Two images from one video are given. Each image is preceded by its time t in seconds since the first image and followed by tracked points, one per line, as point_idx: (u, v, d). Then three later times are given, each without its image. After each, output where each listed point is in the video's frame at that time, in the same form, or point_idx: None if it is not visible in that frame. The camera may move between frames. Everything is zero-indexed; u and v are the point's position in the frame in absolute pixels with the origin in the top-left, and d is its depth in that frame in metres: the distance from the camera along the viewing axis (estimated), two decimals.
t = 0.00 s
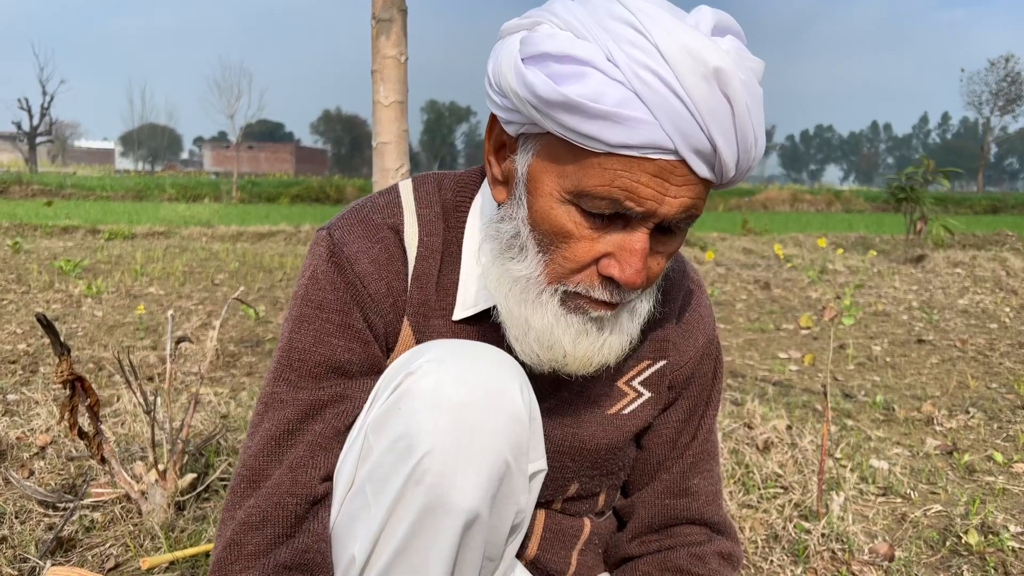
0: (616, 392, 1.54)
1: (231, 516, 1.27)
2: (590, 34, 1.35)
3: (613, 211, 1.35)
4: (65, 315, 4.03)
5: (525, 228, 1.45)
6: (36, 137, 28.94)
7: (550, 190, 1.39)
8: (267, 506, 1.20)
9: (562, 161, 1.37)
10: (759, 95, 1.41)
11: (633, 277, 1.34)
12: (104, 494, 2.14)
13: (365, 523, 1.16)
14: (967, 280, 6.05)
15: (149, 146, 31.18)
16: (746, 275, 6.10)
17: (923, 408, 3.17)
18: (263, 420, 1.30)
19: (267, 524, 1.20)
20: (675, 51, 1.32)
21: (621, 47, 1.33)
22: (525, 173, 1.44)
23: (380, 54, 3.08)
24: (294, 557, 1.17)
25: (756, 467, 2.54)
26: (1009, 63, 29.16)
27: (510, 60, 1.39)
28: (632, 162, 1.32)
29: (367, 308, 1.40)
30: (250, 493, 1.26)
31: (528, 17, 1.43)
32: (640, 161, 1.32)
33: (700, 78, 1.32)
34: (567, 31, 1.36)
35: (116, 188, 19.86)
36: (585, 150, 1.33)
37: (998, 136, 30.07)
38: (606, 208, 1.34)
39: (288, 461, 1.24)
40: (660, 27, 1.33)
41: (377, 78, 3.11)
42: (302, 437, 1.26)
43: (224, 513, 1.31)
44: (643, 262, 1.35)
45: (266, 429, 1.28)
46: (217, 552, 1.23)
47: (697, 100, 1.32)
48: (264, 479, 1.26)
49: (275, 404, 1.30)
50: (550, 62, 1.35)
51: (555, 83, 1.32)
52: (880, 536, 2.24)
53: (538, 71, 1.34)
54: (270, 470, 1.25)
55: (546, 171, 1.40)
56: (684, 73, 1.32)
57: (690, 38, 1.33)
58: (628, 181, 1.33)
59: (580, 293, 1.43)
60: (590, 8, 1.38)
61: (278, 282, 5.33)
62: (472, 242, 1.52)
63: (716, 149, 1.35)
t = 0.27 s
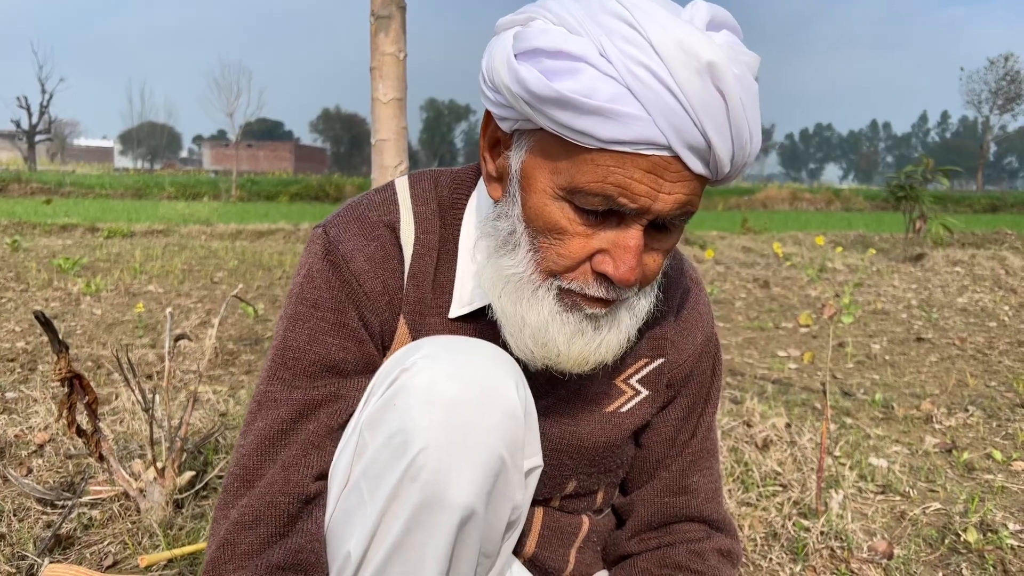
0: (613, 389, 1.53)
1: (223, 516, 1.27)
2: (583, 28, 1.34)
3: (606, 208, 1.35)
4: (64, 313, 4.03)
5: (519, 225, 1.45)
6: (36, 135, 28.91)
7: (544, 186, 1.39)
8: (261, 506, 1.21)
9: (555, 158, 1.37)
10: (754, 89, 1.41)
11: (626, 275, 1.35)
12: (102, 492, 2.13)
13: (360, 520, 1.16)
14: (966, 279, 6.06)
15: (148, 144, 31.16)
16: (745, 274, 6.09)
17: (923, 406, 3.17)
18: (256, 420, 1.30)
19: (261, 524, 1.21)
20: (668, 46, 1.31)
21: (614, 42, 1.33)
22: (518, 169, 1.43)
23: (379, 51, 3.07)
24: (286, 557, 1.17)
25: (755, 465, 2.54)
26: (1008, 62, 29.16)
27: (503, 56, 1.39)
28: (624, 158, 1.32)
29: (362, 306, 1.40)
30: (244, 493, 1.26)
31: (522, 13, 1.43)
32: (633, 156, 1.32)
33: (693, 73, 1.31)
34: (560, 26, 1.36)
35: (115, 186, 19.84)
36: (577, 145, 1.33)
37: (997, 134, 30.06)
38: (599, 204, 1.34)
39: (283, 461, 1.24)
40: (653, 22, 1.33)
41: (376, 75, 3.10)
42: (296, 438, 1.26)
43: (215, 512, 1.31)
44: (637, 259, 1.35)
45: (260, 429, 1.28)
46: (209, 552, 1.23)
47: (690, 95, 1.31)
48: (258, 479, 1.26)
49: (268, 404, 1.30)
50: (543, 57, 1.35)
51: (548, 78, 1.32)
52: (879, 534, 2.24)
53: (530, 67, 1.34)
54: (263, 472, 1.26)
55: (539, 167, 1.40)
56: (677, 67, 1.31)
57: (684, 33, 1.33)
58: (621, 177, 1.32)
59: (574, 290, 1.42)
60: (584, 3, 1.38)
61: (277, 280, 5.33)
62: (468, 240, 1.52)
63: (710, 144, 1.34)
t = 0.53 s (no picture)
0: (611, 387, 1.53)
1: (219, 512, 1.27)
2: (578, 26, 1.34)
3: (602, 205, 1.35)
4: (63, 311, 4.02)
5: (516, 223, 1.45)
6: (35, 133, 28.89)
7: (540, 184, 1.39)
8: (255, 504, 1.21)
9: (550, 155, 1.37)
10: (750, 85, 1.41)
11: (622, 273, 1.35)
12: (101, 490, 2.13)
13: (357, 518, 1.16)
14: (965, 278, 6.06)
15: (147, 143, 31.14)
16: (744, 273, 6.09)
17: (921, 405, 3.17)
18: (252, 417, 1.29)
19: (255, 522, 1.21)
20: (662, 42, 1.31)
21: (609, 39, 1.32)
22: (514, 167, 1.43)
23: (378, 49, 3.07)
24: (282, 555, 1.18)
25: (754, 463, 2.54)
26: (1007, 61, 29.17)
27: (499, 54, 1.38)
28: (620, 155, 1.32)
29: (360, 304, 1.39)
30: (239, 491, 1.26)
31: (517, 10, 1.42)
32: (629, 153, 1.32)
33: (688, 69, 1.31)
34: (555, 23, 1.36)
35: (113, 184, 19.82)
36: (573, 143, 1.33)
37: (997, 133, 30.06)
38: (595, 201, 1.34)
39: (278, 458, 1.24)
40: (648, 18, 1.33)
41: (375, 73, 3.10)
42: (291, 436, 1.26)
43: (211, 509, 1.30)
44: (633, 258, 1.35)
45: (255, 426, 1.27)
46: (205, 549, 1.23)
47: (685, 91, 1.31)
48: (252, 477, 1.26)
49: (265, 401, 1.29)
50: (538, 55, 1.35)
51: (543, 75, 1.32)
52: (877, 532, 2.24)
53: (525, 64, 1.34)
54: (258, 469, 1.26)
55: (535, 165, 1.40)
56: (671, 64, 1.31)
57: (679, 29, 1.33)
58: (616, 174, 1.32)
59: (571, 289, 1.42)
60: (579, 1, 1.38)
61: (277, 279, 5.32)
62: (465, 238, 1.52)
63: (706, 140, 1.34)
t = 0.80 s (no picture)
0: (610, 386, 1.53)
1: (214, 509, 1.27)
2: (574, 26, 1.34)
3: (601, 205, 1.34)
4: (61, 310, 4.02)
5: (515, 225, 1.45)
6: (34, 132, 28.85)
7: (538, 185, 1.39)
8: (250, 502, 1.21)
9: (549, 156, 1.37)
10: (748, 82, 1.40)
11: (622, 273, 1.34)
12: (100, 489, 2.13)
13: (352, 515, 1.16)
14: (964, 277, 6.06)
15: (146, 142, 31.11)
16: (744, 272, 6.10)
17: (921, 404, 3.17)
18: (248, 415, 1.29)
19: (249, 521, 1.21)
20: (659, 40, 1.31)
21: (605, 38, 1.32)
22: (513, 168, 1.43)
23: (377, 48, 3.07)
24: (275, 553, 1.18)
25: (753, 463, 2.54)
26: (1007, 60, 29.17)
27: (496, 54, 1.38)
28: (618, 154, 1.32)
29: (358, 302, 1.40)
30: (234, 488, 1.26)
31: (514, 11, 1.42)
32: (627, 152, 1.32)
33: (685, 67, 1.31)
34: (552, 23, 1.36)
35: (112, 183, 19.79)
36: (571, 142, 1.33)
37: (996, 133, 30.06)
38: (594, 201, 1.33)
39: (273, 457, 1.24)
40: (644, 16, 1.33)
41: (374, 72, 3.10)
42: (287, 434, 1.26)
43: (207, 505, 1.30)
44: (632, 258, 1.35)
45: (252, 424, 1.27)
46: (200, 546, 1.24)
47: (682, 89, 1.31)
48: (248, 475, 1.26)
49: (260, 399, 1.29)
50: (535, 55, 1.35)
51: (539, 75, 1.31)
52: (876, 531, 2.25)
53: (522, 64, 1.34)
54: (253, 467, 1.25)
55: (534, 166, 1.39)
56: (668, 62, 1.31)
57: (676, 27, 1.33)
58: (614, 173, 1.32)
59: (571, 293, 1.42)
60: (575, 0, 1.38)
61: (276, 278, 5.32)
62: (463, 239, 1.51)
63: (704, 138, 1.34)
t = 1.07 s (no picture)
0: (610, 386, 1.53)
1: (212, 509, 1.27)
2: (576, 25, 1.34)
3: (602, 205, 1.34)
4: (61, 310, 4.02)
5: (515, 225, 1.45)
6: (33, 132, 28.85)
7: (539, 185, 1.39)
8: (248, 500, 1.21)
9: (550, 155, 1.37)
10: (750, 84, 1.40)
11: (622, 273, 1.35)
12: (99, 489, 2.12)
13: (351, 514, 1.16)
14: (964, 277, 6.05)
15: (145, 142, 31.10)
16: (743, 272, 6.10)
17: (920, 404, 3.17)
18: (247, 414, 1.29)
19: (246, 520, 1.20)
20: (661, 41, 1.31)
21: (607, 38, 1.32)
22: (513, 168, 1.43)
23: (377, 48, 3.07)
24: (272, 553, 1.17)
25: (753, 462, 2.54)
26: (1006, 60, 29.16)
27: (498, 54, 1.39)
28: (619, 154, 1.32)
29: (357, 302, 1.39)
30: (232, 488, 1.26)
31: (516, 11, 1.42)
32: (628, 153, 1.32)
33: (687, 68, 1.31)
34: (554, 23, 1.36)
35: (111, 183, 19.79)
36: (572, 142, 1.33)
37: (995, 132, 30.06)
38: (595, 201, 1.33)
39: (272, 456, 1.24)
40: (646, 17, 1.33)
41: (374, 72, 3.09)
42: (286, 434, 1.26)
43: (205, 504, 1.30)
44: (633, 258, 1.35)
45: (250, 423, 1.27)
46: (197, 545, 1.23)
47: (684, 90, 1.31)
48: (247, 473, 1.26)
49: (259, 399, 1.29)
50: (536, 54, 1.35)
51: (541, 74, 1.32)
52: (876, 531, 2.25)
53: (524, 64, 1.34)
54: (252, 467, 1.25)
55: (534, 165, 1.39)
56: (670, 63, 1.31)
57: (678, 28, 1.33)
58: (615, 173, 1.32)
59: (573, 295, 1.42)
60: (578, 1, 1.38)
61: (275, 277, 5.32)
62: (463, 238, 1.51)
63: (706, 139, 1.34)
